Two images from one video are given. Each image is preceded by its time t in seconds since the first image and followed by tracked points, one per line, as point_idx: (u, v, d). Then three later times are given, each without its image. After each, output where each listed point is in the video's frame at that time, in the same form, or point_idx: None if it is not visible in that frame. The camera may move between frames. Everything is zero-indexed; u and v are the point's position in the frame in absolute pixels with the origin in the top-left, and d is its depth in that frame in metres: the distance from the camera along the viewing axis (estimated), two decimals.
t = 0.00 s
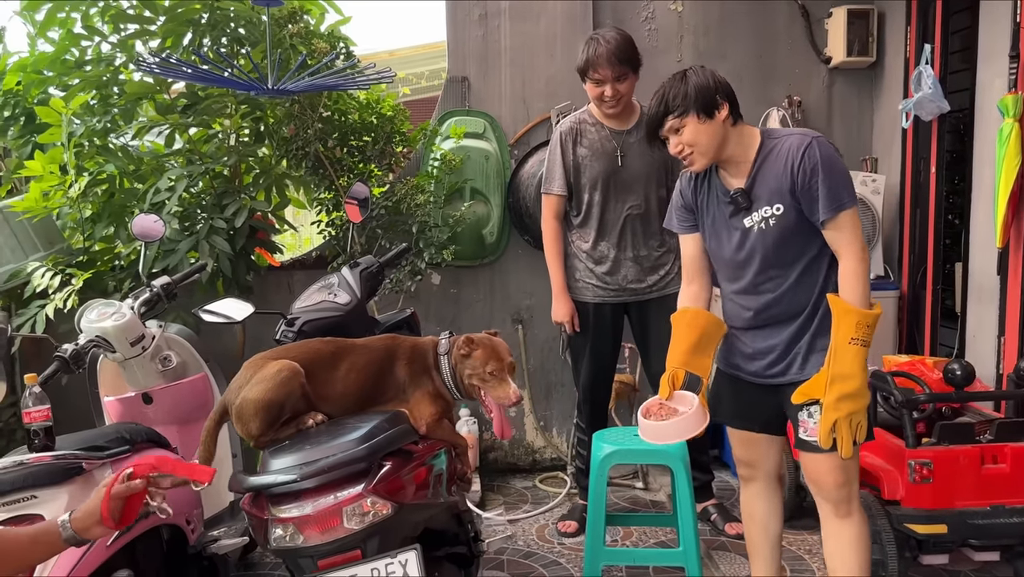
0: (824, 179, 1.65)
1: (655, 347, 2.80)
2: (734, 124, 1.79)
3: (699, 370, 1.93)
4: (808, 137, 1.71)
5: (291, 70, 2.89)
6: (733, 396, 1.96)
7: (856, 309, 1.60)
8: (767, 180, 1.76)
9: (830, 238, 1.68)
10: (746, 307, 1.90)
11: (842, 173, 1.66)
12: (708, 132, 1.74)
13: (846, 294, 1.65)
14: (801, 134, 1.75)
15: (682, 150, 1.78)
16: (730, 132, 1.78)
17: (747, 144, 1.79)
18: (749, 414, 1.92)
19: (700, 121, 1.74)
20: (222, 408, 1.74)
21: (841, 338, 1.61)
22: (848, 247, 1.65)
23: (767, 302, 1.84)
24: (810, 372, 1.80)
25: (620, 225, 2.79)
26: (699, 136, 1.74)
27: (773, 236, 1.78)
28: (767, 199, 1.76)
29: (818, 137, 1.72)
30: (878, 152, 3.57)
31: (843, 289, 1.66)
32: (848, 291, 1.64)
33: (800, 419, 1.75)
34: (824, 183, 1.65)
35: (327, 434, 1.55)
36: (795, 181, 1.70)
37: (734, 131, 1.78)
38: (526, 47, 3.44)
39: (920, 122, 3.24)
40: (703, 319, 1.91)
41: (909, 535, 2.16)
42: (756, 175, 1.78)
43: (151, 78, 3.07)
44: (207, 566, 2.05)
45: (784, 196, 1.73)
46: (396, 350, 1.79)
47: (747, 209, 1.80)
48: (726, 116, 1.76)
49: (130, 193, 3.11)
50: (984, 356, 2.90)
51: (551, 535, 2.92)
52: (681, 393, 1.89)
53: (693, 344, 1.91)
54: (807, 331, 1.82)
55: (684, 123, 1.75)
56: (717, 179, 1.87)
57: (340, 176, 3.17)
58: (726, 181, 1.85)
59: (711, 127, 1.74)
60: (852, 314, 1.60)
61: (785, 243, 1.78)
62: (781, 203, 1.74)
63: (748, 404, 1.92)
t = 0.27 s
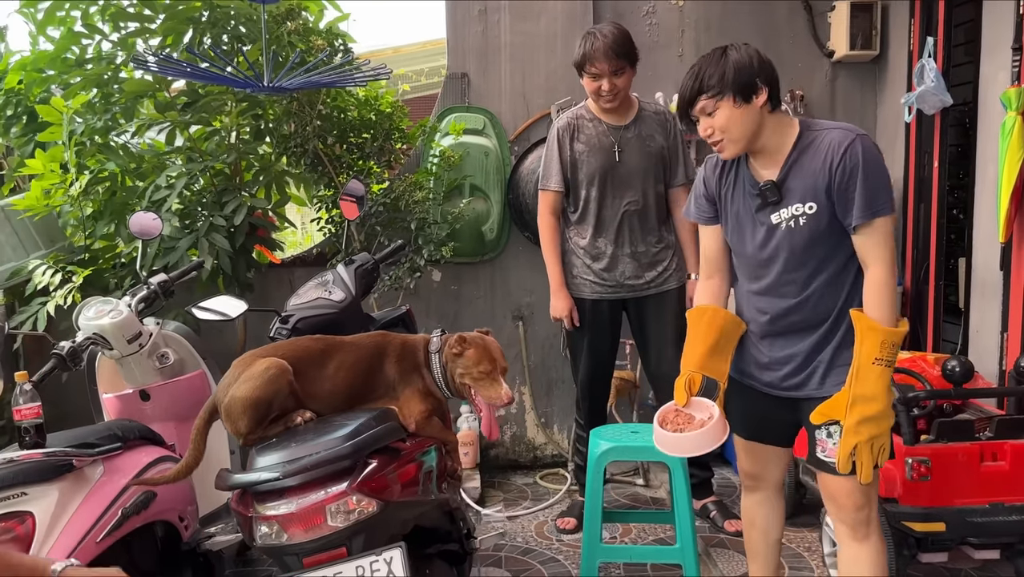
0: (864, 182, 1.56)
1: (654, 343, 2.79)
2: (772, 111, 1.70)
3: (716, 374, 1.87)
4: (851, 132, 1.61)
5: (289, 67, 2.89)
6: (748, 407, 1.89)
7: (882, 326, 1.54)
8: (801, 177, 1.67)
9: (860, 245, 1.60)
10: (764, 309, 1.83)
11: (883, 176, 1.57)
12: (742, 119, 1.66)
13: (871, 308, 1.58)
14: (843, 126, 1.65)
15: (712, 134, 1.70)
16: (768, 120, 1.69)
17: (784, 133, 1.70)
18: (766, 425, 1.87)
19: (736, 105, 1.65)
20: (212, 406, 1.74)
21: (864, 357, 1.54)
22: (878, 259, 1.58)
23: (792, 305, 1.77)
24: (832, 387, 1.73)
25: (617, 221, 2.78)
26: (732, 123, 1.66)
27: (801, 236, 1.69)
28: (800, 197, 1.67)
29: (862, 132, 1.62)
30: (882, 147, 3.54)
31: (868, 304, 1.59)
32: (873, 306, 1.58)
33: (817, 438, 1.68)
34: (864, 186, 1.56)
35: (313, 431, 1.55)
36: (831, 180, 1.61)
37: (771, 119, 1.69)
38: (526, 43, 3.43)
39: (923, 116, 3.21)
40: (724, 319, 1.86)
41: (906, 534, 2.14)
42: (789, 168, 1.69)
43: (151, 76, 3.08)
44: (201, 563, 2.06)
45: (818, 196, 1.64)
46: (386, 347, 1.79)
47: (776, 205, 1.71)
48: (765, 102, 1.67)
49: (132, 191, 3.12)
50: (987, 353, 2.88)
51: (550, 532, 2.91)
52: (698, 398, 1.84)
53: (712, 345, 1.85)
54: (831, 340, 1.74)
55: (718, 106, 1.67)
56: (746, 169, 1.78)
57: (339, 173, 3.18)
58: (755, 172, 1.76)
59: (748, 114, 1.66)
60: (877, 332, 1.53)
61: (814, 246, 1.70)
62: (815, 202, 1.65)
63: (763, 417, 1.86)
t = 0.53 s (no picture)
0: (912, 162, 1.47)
1: (651, 336, 2.78)
2: (806, 97, 1.60)
3: (728, 378, 1.84)
4: (899, 113, 1.52)
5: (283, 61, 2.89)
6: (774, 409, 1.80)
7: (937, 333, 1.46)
8: (844, 162, 1.58)
9: (905, 233, 1.50)
10: (801, 308, 1.74)
11: (932, 157, 1.47)
12: (772, 111, 1.57)
13: (913, 309, 1.49)
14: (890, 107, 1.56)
15: (741, 131, 1.61)
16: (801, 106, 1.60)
17: (820, 118, 1.60)
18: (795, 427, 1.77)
19: (764, 100, 1.56)
20: (200, 399, 1.74)
21: (914, 364, 1.45)
22: (926, 246, 1.48)
23: (833, 302, 1.66)
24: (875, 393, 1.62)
25: (614, 213, 2.77)
26: (761, 119, 1.57)
27: (843, 226, 1.60)
28: (842, 184, 1.59)
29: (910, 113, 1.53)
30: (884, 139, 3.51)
31: (911, 304, 1.50)
32: (919, 307, 1.49)
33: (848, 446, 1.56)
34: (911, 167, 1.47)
35: (298, 425, 1.54)
36: (877, 164, 1.52)
37: (804, 106, 1.60)
38: (525, 35, 3.42)
39: (925, 107, 3.18)
40: (736, 322, 1.83)
41: (903, 527, 2.13)
42: (830, 154, 1.60)
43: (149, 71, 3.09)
44: (195, 556, 2.06)
45: (863, 182, 1.55)
46: (376, 341, 1.78)
47: (817, 194, 1.62)
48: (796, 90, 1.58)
49: (131, 185, 3.13)
50: (989, 345, 2.85)
51: (548, 525, 2.91)
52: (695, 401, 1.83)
53: (723, 348, 1.83)
54: (876, 342, 1.64)
55: (745, 101, 1.57)
56: (783, 157, 1.69)
57: (337, 167, 3.18)
58: (793, 159, 1.67)
59: (778, 108, 1.57)
60: (931, 338, 1.45)
61: (859, 239, 1.60)
62: (860, 189, 1.56)
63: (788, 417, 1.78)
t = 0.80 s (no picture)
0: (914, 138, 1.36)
1: (649, 323, 2.75)
2: (795, 85, 1.45)
3: (718, 406, 1.61)
4: (895, 90, 1.41)
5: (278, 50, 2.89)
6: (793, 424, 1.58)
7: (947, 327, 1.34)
8: (844, 149, 1.46)
9: (912, 220, 1.39)
10: (817, 313, 1.57)
11: (935, 131, 1.37)
12: (765, 109, 1.41)
13: (917, 298, 1.37)
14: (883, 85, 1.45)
15: (732, 133, 1.45)
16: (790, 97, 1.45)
17: (811, 106, 1.48)
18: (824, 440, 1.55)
19: (756, 97, 1.40)
20: (194, 385, 1.75)
21: (920, 359, 1.33)
22: (937, 231, 1.37)
23: (848, 306, 1.52)
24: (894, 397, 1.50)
25: (613, 201, 2.76)
26: (757, 117, 1.41)
27: (851, 219, 1.47)
28: (844, 174, 1.46)
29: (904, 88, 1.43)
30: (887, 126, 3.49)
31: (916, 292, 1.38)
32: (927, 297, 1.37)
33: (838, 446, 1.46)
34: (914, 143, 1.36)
35: (289, 409, 1.55)
36: (878, 146, 1.41)
37: (794, 97, 1.46)
38: (524, 24, 3.41)
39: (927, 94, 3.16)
40: (725, 341, 1.61)
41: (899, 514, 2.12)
42: (828, 142, 1.47)
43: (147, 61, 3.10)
44: (192, 542, 2.08)
45: (866, 168, 1.44)
46: (368, 328, 1.79)
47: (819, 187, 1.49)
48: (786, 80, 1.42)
49: (132, 176, 3.14)
50: (990, 333, 2.83)
51: (547, 513, 2.91)
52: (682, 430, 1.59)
53: (711, 369, 1.61)
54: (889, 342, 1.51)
55: (735, 101, 1.41)
56: (773, 155, 1.55)
57: (336, 157, 3.18)
58: (784, 155, 1.53)
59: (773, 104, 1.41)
60: (941, 331, 1.33)
61: (869, 232, 1.47)
62: (864, 176, 1.45)
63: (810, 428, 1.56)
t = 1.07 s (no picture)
0: (903, 125, 1.18)
1: (650, 312, 2.75)
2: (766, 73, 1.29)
3: (694, 415, 1.48)
4: (881, 73, 1.23)
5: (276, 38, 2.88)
6: (756, 449, 1.42)
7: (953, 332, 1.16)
8: (822, 138, 1.28)
9: (905, 218, 1.20)
10: (783, 324, 1.38)
11: (926, 120, 1.19)
12: (721, 104, 1.27)
13: (920, 301, 1.20)
14: (870, 70, 1.27)
15: (688, 121, 1.32)
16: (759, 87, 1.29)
17: (785, 94, 1.31)
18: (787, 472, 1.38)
19: (707, 89, 1.26)
20: (188, 370, 1.75)
21: (923, 370, 1.16)
22: (933, 227, 1.18)
23: (818, 316, 1.34)
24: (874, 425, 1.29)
25: (613, 189, 2.75)
26: (709, 111, 1.28)
27: (826, 218, 1.29)
28: (819, 165, 1.28)
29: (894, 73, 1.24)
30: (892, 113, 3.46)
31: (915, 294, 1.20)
32: (926, 300, 1.19)
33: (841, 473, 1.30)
34: (904, 130, 1.17)
35: (282, 395, 1.55)
36: (862, 136, 1.23)
37: (764, 86, 1.29)
38: (526, 11, 3.39)
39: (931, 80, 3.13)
40: (706, 346, 1.49)
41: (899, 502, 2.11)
42: (804, 130, 1.30)
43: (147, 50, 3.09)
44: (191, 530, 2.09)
45: (845, 158, 1.25)
46: (364, 315, 1.78)
47: (791, 180, 1.31)
48: (751, 70, 1.26)
49: (133, 165, 3.15)
50: (993, 321, 2.81)
51: (548, 502, 2.92)
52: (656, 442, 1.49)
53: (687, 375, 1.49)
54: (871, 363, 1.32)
55: (686, 90, 1.28)
56: (745, 142, 1.39)
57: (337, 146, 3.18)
58: (758, 145, 1.37)
59: (729, 97, 1.27)
60: (944, 336, 1.16)
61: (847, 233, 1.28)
62: (842, 168, 1.26)
63: (775, 456, 1.40)
